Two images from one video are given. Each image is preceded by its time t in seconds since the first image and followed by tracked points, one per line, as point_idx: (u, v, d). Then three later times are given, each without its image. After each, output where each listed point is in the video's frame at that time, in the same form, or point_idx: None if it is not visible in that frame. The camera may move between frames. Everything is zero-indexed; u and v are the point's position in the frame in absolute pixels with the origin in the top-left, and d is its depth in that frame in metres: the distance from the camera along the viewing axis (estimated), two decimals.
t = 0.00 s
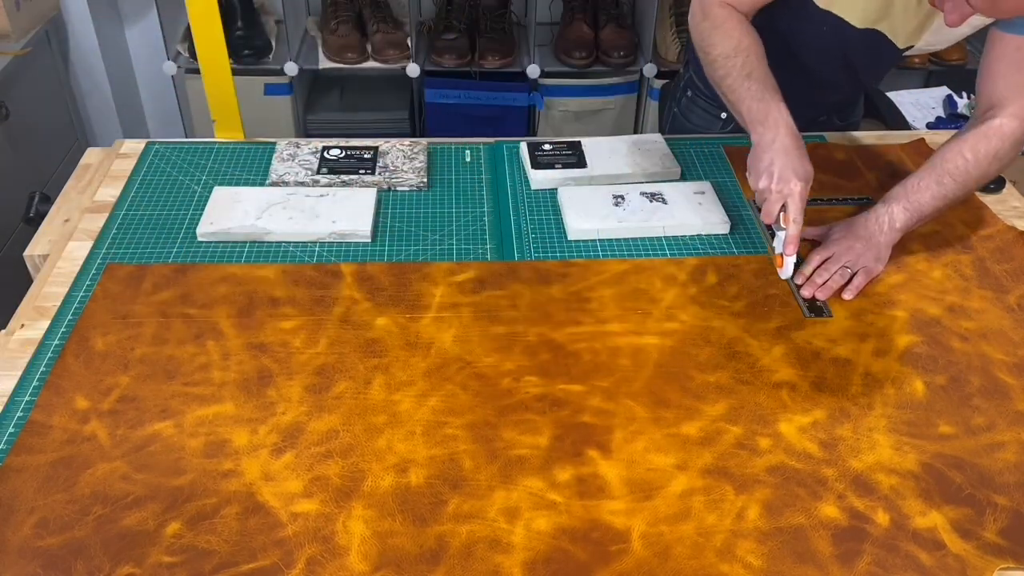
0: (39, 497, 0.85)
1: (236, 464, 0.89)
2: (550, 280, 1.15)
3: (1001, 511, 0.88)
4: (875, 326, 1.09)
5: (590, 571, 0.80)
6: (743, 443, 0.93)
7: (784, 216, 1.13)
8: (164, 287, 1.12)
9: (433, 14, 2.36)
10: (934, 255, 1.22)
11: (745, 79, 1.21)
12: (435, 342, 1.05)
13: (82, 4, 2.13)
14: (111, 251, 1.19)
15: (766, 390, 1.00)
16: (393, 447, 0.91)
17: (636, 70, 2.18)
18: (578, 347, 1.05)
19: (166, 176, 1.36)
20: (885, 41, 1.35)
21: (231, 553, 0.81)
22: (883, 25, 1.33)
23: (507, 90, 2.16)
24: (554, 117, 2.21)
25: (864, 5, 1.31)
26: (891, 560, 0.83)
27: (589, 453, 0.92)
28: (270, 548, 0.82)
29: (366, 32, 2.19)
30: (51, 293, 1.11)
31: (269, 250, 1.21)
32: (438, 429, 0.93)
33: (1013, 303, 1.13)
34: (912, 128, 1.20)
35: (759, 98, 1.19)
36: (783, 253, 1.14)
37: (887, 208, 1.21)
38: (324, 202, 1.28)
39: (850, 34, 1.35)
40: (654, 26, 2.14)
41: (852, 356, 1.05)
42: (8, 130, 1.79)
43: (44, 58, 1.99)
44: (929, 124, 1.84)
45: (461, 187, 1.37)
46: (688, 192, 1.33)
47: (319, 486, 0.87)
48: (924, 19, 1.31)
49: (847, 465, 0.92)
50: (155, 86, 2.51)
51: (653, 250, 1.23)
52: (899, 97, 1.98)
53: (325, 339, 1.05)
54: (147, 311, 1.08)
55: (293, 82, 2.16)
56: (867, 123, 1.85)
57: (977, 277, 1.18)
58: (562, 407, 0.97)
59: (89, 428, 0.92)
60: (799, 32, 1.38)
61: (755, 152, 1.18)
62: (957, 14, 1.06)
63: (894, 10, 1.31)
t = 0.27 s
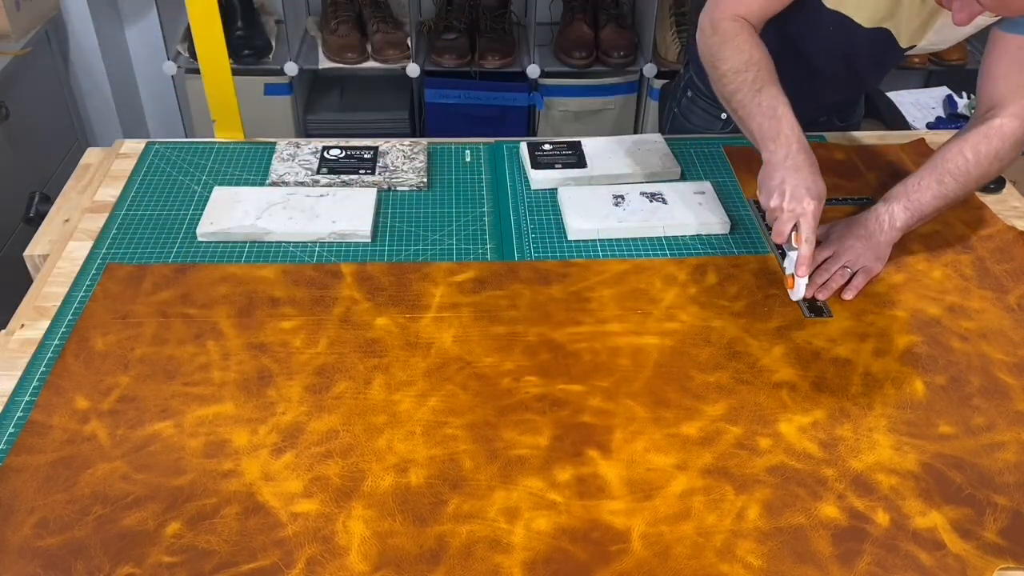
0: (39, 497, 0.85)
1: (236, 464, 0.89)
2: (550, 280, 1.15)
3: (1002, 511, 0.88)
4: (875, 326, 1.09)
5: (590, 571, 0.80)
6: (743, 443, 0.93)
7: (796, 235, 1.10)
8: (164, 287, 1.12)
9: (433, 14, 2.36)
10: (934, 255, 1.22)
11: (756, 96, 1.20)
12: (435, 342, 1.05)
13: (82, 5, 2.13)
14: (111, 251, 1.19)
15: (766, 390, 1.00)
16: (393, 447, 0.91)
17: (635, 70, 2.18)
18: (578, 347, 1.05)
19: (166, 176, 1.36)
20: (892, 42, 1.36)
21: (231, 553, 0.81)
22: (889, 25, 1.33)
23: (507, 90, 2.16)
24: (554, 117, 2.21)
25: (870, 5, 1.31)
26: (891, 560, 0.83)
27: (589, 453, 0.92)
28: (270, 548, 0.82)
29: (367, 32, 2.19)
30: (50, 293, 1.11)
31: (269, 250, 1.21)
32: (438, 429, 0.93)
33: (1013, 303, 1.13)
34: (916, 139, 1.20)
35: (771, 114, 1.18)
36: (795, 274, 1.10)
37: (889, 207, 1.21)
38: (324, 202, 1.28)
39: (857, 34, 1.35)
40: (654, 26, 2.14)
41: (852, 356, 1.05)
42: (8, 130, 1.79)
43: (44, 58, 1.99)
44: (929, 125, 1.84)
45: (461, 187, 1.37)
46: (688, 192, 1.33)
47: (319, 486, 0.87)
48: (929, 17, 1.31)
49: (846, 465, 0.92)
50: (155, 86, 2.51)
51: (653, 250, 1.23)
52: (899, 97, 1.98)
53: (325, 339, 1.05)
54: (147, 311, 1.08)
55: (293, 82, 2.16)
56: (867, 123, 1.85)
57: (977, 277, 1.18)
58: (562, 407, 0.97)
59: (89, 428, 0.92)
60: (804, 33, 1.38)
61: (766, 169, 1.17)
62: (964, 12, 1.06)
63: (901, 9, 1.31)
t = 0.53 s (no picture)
0: (39, 497, 0.85)
1: (236, 464, 0.89)
2: (550, 280, 1.15)
3: (1002, 511, 0.88)
4: (875, 326, 1.09)
5: (590, 571, 0.80)
6: (743, 443, 0.94)
7: (798, 241, 1.10)
8: (164, 287, 1.12)
9: (433, 14, 2.36)
10: (934, 255, 1.22)
11: (761, 101, 1.20)
12: (435, 342, 1.05)
13: (82, 5, 2.13)
14: (111, 251, 1.19)
15: (766, 390, 1.00)
16: (393, 447, 0.91)
17: (635, 70, 2.18)
18: (578, 347, 1.05)
19: (166, 176, 1.36)
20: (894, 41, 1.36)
21: (231, 553, 0.81)
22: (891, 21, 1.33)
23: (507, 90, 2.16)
24: (554, 117, 2.22)
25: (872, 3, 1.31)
26: (891, 560, 0.83)
27: (589, 453, 0.92)
28: (270, 548, 0.82)
29: (367, 32, 2.19)
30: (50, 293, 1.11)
31: (269, 250, 1.21)
32: (438, 429, 0.93)
33: (1013, 303, 1.13)
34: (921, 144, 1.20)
35: (775, 118, 1.18)
36: (797, 280, 1.10)
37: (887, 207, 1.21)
38: (325, 202, 1.28)
39: (860, 33, 1.35)
40: (654, 27, 2.14)
41: (852, 356, 1.05)
42: (8, 130, 1.79)
43: (44, 58, 1.99)
44: (929, 125, 1.84)
45: (461, 186, 1.37)
46: (688, 192, 1.33)
47: (319, 486, 0.87)
48: (929, 13, 1.32)
49: (847, 465, 0.92)
50: (155, 86, 2.51)
51: (653, 250, 1.23)
52: (899, 97, 1.98)
53: (325, 339, 1.05)
54: (147, 310, 1.08)
55: (293, 82, 2.16)
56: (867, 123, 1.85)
57: (977, 277, 1.18)
58: (562, 407, 0.97)
59: (89, 428, 0.92)
60: (807, 32, 1.37)
61: (769, 174, 1.17)
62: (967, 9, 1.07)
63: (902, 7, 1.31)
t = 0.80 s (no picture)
0: (38, 497, 0.85)
1: (235, 464, 0.89)
2: (550, 280, 1.16)
3: (1002, 511, 0.88)
4: (875, 326, 1.09)
5: (590, 571, 0.80)
6: (743, 443, 0.93)
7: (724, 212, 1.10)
8: (164, 287, 1.12)
9: (433, 14, 2.36)
10: (934, 255, 1.22)
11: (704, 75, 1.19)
12: (435, 342, 1.05)
13: (82, 5, 2.13)
14: (111, 251, 1.19)
15: (766, 390, 1.00)
16: (393, 447, 0.91)
17: (635, 70, 2.18)
18: (578, 347, 1.05)
19: (166, 176, 1.36)
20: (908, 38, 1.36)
21: (231, 554, 0.81)
22: None
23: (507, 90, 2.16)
24: (554, 117, 2.22)
25: None
26: (891, 560, 0.83)
27: (589, 453, 0.92)
28: (270, 548, 0.82)
29: (366, 32, 2.19)
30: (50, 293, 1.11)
31: (269, 250, 1.21)
32: (438, 429, 0.93)
33: (1013, 303, 1.13)
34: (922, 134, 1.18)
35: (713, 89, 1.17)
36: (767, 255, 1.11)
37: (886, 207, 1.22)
38: (324, 202, 1.28)
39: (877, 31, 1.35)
40: (654, 27, 2.14)
41: (852, 356, 1.05)
42: (8, 130, 1.79)
43: (44, 58, 1.99)
44: (929, 125, 1.83)
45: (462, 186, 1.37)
46: (688, 192, 1.33)
47: (319, 486, 0.87)
48: None
49: (847, 465, 0.92)
50: (155, 86, 2.51)
51: (653, 250, 1.23)
52: (899, 97, 1.98)
53: (325, 339, 1.05)
54: (147, 311, 1.08)
55: (294, 82, 2.16)
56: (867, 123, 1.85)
57: (977, 277, 1.18)
58: (562, 407, 0.97)
59: (89, 428, 0.92)
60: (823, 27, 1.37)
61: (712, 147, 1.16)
62: None
63: None
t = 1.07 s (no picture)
0: (38, 497, 0.85)
1: (236, 464, 0.89)
2: (550, 280, 1.16)
3: (1001, 511, 0.88)
4: (875, 326, 1.09)
5: (590, 571, 0.80)
6: (743, 443, 0.93)
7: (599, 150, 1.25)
8: (164, 287, 1.12)
9: (433, 14, 2.36)
10: (934, 255, 1.22)
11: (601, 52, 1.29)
12: (435, 342, 1.05)
13: (82, 5, 2.13)
14: (111, 251, 1.19)
15: (766, 390, 1.00)
16: (393, 447, 0.91)
17: (636, 70, 2.17)
18: (578, 347, 1.05)
19: (166, 176, 1.36)
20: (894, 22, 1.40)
21: (231, 554, 0.81)
22: None
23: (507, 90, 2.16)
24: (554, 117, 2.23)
25: None
26: (891, 560, 0.83)
27: (589, 453, 0.92)
28: (270, 548, 0.82)
29: (366, 32, 2.19)
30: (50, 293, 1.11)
31: (269, 250, 1.21)
32: (438, 429, 0.93)
33: (1013, 303, 1.13)
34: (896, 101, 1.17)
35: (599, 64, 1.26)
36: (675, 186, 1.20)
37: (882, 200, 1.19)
38: (324, 202, 1.28)
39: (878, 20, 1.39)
40: (654, 27, 2.14)
41: (852, 356, 1.05)
42: (8, 130, 1.79)
43: (43, 58, 1.99)
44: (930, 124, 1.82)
45: (462, 186, 1.37)
46: (688, 192, 1.33)
47: (319, 486, 0.87)
48: None
49: (847, 465, 0.92)
50: (155, 86, 2.51)
51: (653, 250, 1.23)
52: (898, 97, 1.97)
53: (325, 339, 1.05)
54: (147, 311, 1.08)
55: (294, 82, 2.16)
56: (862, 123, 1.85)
57: (977, 277, 1.18)
58: (562, 407, 0.97)
59: (89, 428, 0.92)
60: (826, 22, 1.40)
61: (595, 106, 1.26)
62: None
63: None
